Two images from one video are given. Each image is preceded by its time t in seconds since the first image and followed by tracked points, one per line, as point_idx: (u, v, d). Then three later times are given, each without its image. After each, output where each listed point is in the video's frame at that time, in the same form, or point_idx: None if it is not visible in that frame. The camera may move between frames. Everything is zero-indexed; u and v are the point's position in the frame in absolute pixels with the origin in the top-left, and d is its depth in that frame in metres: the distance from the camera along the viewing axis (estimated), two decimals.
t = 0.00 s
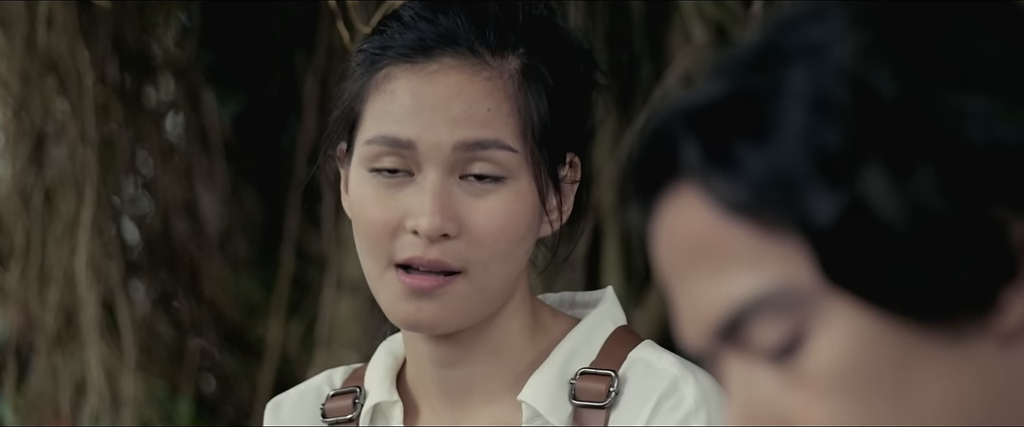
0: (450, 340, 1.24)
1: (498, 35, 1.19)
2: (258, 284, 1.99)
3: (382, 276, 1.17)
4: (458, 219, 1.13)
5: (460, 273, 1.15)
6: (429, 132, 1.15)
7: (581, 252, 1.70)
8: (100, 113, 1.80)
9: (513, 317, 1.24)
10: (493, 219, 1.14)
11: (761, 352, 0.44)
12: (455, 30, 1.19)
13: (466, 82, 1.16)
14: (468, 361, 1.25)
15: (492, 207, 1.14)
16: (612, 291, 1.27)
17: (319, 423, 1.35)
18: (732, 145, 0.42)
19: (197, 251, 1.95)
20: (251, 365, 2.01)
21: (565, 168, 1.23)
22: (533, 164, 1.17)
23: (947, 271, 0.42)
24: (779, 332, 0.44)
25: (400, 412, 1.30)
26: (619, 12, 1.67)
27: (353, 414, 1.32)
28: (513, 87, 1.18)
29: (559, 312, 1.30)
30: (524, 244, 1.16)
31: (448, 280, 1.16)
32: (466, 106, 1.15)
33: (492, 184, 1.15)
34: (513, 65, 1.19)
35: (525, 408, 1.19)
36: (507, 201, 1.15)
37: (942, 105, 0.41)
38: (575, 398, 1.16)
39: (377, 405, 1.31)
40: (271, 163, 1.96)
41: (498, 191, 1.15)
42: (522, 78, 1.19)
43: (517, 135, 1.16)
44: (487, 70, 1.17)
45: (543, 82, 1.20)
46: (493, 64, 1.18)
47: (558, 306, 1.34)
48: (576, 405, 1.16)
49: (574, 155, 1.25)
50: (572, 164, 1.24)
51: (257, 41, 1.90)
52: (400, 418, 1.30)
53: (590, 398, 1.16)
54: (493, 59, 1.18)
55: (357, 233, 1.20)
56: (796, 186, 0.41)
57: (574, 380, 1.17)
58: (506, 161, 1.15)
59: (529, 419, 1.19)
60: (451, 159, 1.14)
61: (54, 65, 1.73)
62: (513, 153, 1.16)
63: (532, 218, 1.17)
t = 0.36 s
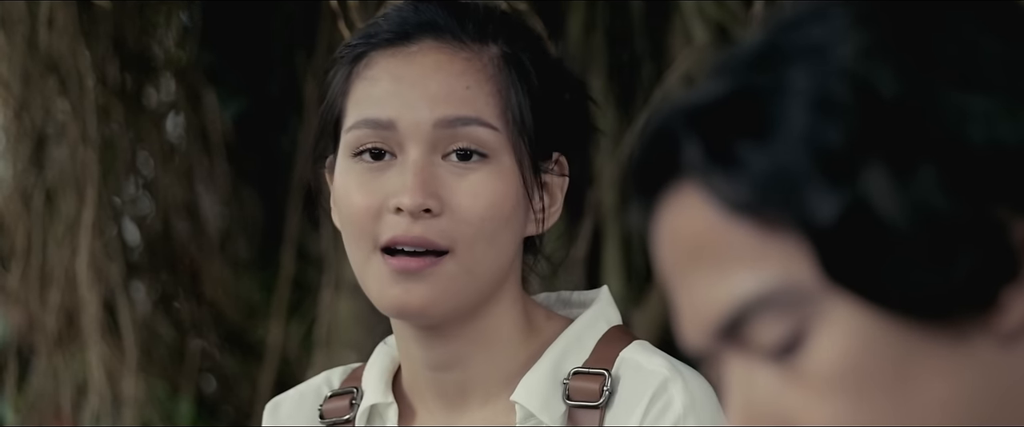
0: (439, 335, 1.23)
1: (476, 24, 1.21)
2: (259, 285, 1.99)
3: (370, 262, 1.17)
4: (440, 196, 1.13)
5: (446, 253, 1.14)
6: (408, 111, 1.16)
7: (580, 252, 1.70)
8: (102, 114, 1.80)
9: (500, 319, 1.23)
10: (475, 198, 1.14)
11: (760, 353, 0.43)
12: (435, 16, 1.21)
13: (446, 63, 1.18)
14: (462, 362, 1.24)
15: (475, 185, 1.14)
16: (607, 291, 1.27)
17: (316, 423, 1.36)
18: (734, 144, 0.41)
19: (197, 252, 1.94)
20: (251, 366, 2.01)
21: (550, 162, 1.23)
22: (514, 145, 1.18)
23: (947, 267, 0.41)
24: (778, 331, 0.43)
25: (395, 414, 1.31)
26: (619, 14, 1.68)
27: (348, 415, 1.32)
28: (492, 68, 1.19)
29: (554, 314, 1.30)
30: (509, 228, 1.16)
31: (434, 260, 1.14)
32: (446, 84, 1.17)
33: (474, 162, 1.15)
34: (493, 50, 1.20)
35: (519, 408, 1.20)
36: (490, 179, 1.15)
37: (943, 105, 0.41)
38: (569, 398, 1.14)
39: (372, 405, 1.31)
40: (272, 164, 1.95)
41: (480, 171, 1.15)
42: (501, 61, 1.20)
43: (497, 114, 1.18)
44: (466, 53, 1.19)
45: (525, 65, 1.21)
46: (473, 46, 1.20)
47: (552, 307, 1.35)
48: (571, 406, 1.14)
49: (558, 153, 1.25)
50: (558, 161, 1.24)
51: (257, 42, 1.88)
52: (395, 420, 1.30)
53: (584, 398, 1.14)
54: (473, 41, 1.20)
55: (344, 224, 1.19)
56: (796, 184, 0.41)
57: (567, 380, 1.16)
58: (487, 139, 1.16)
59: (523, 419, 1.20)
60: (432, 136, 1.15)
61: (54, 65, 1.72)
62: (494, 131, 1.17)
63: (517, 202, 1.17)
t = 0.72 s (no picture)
0: (444, 332, 1.22)
1: (472, 19, 1.23)
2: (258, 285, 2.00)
3: (376, 260, 1.17)
4: (441, 187, 1.13)
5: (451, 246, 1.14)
6: (407, 105, 1.17)
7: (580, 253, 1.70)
8: (101, 114, 1.80)
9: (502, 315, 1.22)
10: (478, 188, 1.14)
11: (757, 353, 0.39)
12: (430, 12, 1.23)
13: (443, 55, 1.19)
14: (470, 363, 1.24)
15: (477, 175, 1.14)
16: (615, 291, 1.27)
17: (319, 416, 1.35)
18: (730, 143, 0.37)
19: (197, 253, 1.95)
20: (251, 366, 2.02)
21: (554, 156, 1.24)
22: (515, 136, 1.18)
23: (940, 267, 0.38)
24: (775, 332, 0.39)
25: (398, 407, 1.30)
26: (619, 13, 1.68)
27: (351, 406, 1.32)
28: (489, 61, 1.20)
29: (561, 314, 1.30)
30: (514, 218, 1.16)
31: (439, 254, 1.14)
32: (443, 76, 1.18)
33: (475, 153, 1.16)
34: (490, 44, 1.21)
35: (524, 406, 1.19)
36: (492, 169, 1.15)
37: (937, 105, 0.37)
38: (575, 398, 1.15)
39: (375, 399, 1.31)
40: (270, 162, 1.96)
41: (482, 162, 1.15)
42: (499, 54, 1.21)
43: (497, 106, 1.19)
44: (463, 45, 1.20)
45: (523, 57, 1.22)
46: (469, 39, 1.21)
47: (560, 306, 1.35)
48: (577, 405, 1.15)
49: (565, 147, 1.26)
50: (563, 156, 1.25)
51: (256, 42, 1.90)
52: (398, 414, 1.30)
53: (591, 397, 1.14)
54: (470, 35, 1.21)
55: (349, 225, 1.20)
56: (791, 184, 0.37)
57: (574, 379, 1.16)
58: (487, 129, 1.17)
59: (527, 418, 1.19)
60: (432, 128, 1.16)
61: (53, 66, 1.72)
62: (494, 122, 1.18)
63: (520, 192, 1.17)
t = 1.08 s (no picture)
0: (445, 326, 1.21)
1: (468, 18, 1.23)
2: (259, 285, 1.99)
3: (375, 258, 1.17)
4: (438, 185, 1.13)
5: (450, 243, 1.13)
6: (402, 106, 1.17)
7: (580, 253, 1.70)
8: (101, 115, 1.81)
9: (504, 314, 1.22)
10: (475, 185, 1.13)
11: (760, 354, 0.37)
12: (425, 12, 1.24)
13: (437, 54, 1.20)
14: (473, 358, 1.24)
15: (474, 172, 1.14)
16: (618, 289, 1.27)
17: (320, 405, 1.36)
18: (731, 144, 0.35)
19: (197, 253, 1.95)
20: (251, 366, 2.02)
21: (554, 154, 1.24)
22: (513, 134, 1.18)
23: (942, 267, 0.36)
24: (776, 331, 0.37)
25: (399, 400, 1.30)
26: (620, 13, 1.68)
27: (352, 398, 1.32)
28: (485, 59, 1.20)
29: (565, 314, 1.30)
30: (513, 215, 1.15)
31: (438, 251, 1.14)
32: (437, 74, 1.18)
33: (471, 152, 1.15)
34: (486, 42, 1.21)
35: (528, 399, 1.19)
36: (489, 166, 1.15)
37: (938, 105, 0.36)
38: (580, 391, 1.15)
39: (376, 391, 1.31)
40: (272, 164, 1.96)
41: (479, 159, 1.15)
42: (495, 53, 1.21)
43: (494, 104, 1.18)
44: (458, 44, 1.20)
45: (520, 55, 1.22)
46: (464, 38, 1.21)
47: (567, 304, 1.35)
48: (580, 399, 1.15)
49: (566, 145, 1.26)
50: (565, 154, 1.25)
51: (257, 42, 1.90)
52: (399, 407, 1.30)
53: (595, 391, 1.15)
54: (465, 34, 1.22)
55: (347, 224, 1.20)
56: (794, 186, 0.35)
57: (578, 373, 1.16)
58: (483, 127, 1.16)
59: (530, 411, 1.19)
60: (428, 127, 1.16)
61: (54, 67, 1.72)
62: (491, 121, 1.17)
63: (519, 189, 1.16)
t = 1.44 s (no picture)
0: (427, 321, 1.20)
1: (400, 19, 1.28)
2: (259, 285, 1.99)
3: (345, 256, 1.16)
4: (384, 170, 1.15)
5: (407, 223, 1.13)
6: (343, 103, 1.21)
7: (580, 254, 1.69)
8: (102, 115, 1.80)
9: (505, 313, 1.22)
10: (421, 161, 1.15)
11: (759, 350, 0.45)
12: (364, 22, 1.28)
13: (373, 51, 1.24)
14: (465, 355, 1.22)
15: (418, 150, 1.16)
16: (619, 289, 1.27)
17: (324, 402, 1.36)
18: (729, 144, 0.42)
19: (197, 253, 1.95)
20: (251, 365, 2.02)
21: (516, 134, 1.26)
22: (457, 112, 1.20)
23: (940, 268, 0.41)
24: (775, 329, 0.44)
25: (401, 398, 1.29)
26: (620, 13, 1.68)
27: (354, 394, 1.32)
28: (419, 47, 1.24)
29: (562, 313, 1.29)
30: (468, 188, 1.15)
31: (395, 232, 1.13)
32: (374, 67, 1.22)
33: (415, 132, 1.18)
34: (421, 36, 1.26)
35: (526, 399, 1.18)
36: (434, 141, 1.17)
37: (937, 105, 0.40)
38: (578, 392, 1.15)
39: (379, 388, 1.30)
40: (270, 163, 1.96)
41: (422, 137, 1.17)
42: (429, 43, 1.25)
43: (432, 87, 1.21)
44: (392, 41, 1.25)
45: (457, 39, 1.26)
46: (398, 35, 1.26)
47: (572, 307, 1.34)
48: (580, 399, 1.15)
49: (529, 125, 1.28)
50: (530, 133, 1.27)
51: (257, 42, 1.91)
52: (400, 405, 1.29)
53: (594, 392, 1.15)
54: (399, 31, 1.26)
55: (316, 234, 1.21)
56: (789, 185, 0.41)
57: (577, 374, 1.16)
58: (422, 107, 1.20)
59: (530, 410, 1.18)
60: (370, 117, 1.19)
61: (55, 67, 1.72)
62: (429, 100, 1.20)
63: (473, 163, 1.17)
